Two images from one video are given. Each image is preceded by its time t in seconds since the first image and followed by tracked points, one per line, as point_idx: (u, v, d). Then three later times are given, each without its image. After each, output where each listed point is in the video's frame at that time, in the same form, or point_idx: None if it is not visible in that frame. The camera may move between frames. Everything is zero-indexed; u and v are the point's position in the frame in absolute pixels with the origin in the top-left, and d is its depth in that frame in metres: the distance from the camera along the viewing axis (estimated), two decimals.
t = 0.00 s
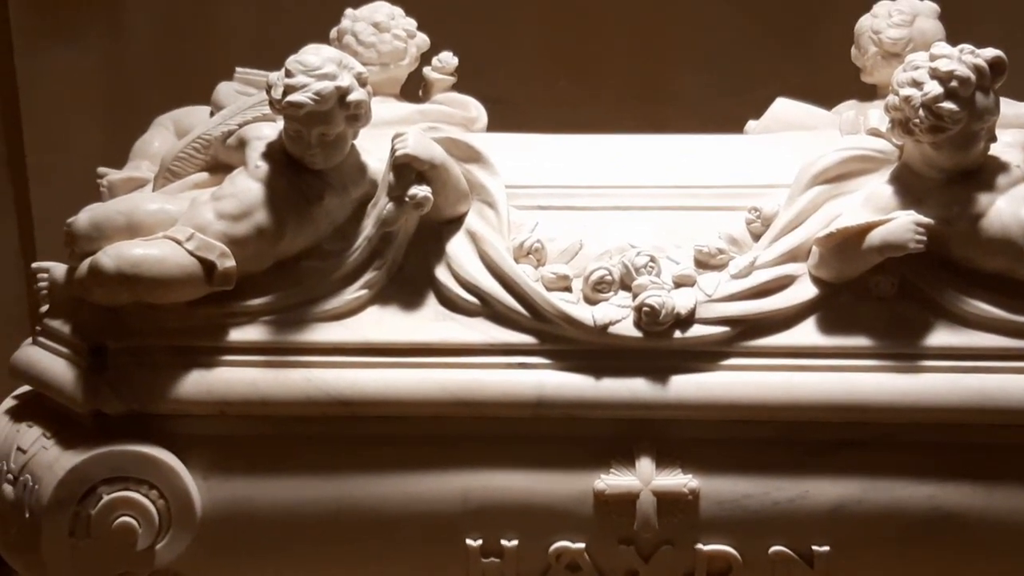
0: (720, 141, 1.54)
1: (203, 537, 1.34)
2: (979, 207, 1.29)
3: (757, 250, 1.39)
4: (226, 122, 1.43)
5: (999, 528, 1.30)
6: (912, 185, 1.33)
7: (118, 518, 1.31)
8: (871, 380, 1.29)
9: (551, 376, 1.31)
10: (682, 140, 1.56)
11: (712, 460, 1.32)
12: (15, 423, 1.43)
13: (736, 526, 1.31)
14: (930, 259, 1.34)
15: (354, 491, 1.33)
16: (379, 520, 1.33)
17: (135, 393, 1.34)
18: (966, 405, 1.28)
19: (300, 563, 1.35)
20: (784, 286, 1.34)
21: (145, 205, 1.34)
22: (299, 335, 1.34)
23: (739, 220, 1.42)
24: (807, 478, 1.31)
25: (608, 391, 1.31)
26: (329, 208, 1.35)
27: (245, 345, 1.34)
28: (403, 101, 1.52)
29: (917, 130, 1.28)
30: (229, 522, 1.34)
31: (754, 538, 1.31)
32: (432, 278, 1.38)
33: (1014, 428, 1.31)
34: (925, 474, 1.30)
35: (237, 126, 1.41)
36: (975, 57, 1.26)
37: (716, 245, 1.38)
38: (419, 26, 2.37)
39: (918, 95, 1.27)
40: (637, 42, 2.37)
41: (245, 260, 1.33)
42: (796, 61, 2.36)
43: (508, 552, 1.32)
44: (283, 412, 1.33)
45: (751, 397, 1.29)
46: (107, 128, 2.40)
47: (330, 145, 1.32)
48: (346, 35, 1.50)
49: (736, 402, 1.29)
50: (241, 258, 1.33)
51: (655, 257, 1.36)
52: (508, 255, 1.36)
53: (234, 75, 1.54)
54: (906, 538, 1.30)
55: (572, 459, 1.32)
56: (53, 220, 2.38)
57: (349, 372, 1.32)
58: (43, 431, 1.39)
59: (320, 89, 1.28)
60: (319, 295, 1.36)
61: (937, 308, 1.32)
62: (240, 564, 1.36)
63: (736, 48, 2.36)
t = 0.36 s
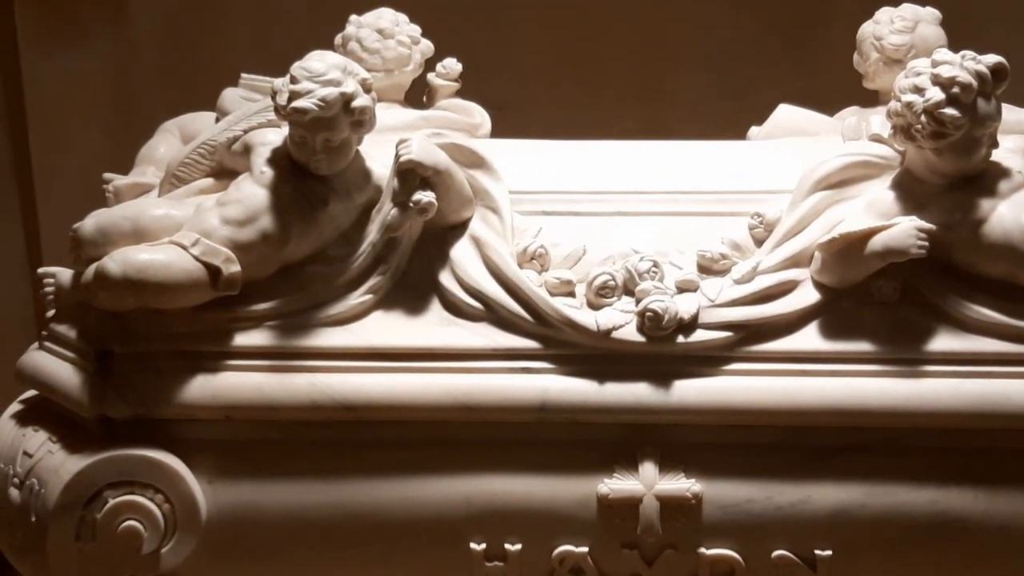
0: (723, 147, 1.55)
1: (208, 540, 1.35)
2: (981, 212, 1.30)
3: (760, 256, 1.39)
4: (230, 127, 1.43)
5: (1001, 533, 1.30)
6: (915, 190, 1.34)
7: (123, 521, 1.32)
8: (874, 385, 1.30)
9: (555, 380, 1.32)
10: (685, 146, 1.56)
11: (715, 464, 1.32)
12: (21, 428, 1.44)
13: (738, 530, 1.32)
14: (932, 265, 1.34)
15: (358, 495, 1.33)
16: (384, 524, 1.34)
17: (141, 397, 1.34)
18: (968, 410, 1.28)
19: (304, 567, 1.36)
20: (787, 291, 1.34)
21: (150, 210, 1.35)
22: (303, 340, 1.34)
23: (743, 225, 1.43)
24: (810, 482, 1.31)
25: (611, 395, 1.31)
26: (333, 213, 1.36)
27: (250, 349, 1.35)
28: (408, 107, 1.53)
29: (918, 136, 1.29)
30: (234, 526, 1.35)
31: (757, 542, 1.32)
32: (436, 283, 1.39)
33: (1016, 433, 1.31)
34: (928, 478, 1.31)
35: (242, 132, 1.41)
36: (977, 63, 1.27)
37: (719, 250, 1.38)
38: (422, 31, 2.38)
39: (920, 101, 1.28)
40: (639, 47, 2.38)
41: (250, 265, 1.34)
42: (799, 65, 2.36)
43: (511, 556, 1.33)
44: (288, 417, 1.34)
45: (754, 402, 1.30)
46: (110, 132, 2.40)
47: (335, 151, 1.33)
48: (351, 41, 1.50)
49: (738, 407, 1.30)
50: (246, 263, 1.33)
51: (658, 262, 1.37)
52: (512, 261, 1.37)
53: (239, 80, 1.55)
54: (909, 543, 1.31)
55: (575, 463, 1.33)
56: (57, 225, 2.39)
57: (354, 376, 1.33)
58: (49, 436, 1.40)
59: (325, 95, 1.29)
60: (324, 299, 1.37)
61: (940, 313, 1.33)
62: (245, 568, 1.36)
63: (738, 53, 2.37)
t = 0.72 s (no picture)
0: (724, 154, 1.55)
1: (209, 547, 1.35)
2: (981, 219, 1.30)
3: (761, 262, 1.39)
4: (231, 134, 1.43)
5: (1001, 539, 1.30)
6: (915, 196, 1.34)
7: (124, 528, 1.32)
8: (874, 391, 1.30)
9: (556, 387, 1.32)
10: (686, 152, 1.56)
11: (716, 471, 1.32)
12: (20, 434, 1.44)
13: (739, 536, 1.32)
14: (933, 271, 1.34)
15: (358, 502, 1.33)
16: (385, 531, 1.34)
17: (141, 404, 1.34)
18: (969, 417, 1.28)
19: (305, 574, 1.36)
20: (787, 297, 1.34)
21: (150, 216, 1.35)
22: (304, 346, 1.34)
23: (743, 232, 1.43)
24: (811, 489, 1.31)
25: (612, 402, 1.31)
26: (334, 220, 1.36)
27: (251, 356, 1.35)
28: (408, 114, 1.53)
29: (919, 142, 1.29)
30: (235, 533, 1.35)
31: (758, 549, 1.32)
32: (436, 289, 1.38)
33: (1017, 439, 1.31)
34: (929, 485, 1.31)
35: (242, 138, 1.42)
36: (978, 70, 1.27)
37: (720, 257, 1.38)
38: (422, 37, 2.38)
39: (921, 108, 1.28)
40: (639, 52, 2.38)
41: (251, 271, 1.34)
42: (798, 70, 2.36)
43: (512, 562, 1.33)
44: (288, 424, 1.34)
45: (755, 408, 1.30)
46: (110, 138, 2.41)
47: (335, 157, 1.33)
48: (351, 47, 1.50)
49: (739, 414, 1.30)
50: (246, 270, 1.33)
51: (659, 269, 1.37)
52: (513, 267, 1.37)
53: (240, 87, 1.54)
54: (910, 549, 1.30)
55: (576, 470, 1.33)
56: (57, 230, 2.39)
57: (355, 383, 1.33)
58: (49, 442, 1.40)
59: (325, 101, 1.29)
60: (325, 306, 1.37)
61: (940, 319, 1.33)
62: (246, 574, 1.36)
63: (738, 58, 2.37)
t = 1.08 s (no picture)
0: (715, 158, 1.55)
1: (199, 552, 1.35)
2: (971, 224, 1.30)
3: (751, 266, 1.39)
4: (221, 137, 1.43)
5: (990, 543, 1.30)
6: (906, 201, 1.34)
7: (113, 533, 1.31)
8: (865, 395, 1.30)
9: (547, 391, 1.32)
10: (677, 157, 1.56)
11: (706, 475, 1.33)
12: (9, 439, 1.44)
13: (730, 541, 1.32)
14: (922, 276, 1.34)
15: (349, 507, 1.33)
16: (376, 536, 1.34)
17: (131, 409, 1.34)
18: (959, 421, 1.29)
19: None
20: (777, 301, 1.35)
21: (141, 220, 1.35)
22: (294, 351, 1.34)
23: (734, 236, 1.43)
24: (802, 493, 1.31)
25: (603, 407, 1.31)
26: (325, 223, 1.35)
27: (242, 360, 1.35)
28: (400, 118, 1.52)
29: (909, 147, 1.29)
30: (225, 539, 1.34)
31: (749, 553, 1.32)
32: (427, 294, 1.38)
33: (1007, 444, 1.31)
34: (920, 489, 1.31)
35: (233, 142, 1.41)
36: (967, 75, 1.27)
37: (711, 261, 1.38)
38: (413, 40, 2.38)
39: (911, 113, 1.28)
40: (631, 55, 2.38)
41: (242, 275, 1.33)
42: (790, 73, 2.37)
43: (503, 567, 1.33)
44: (279, 428, 1.33)
45: (745, 413, 1.30)
46: (101, 141, 2.40)
47: (326, 161, 1.33)
48: (342, 51, 1.50)
49: (730, 418, 1.30)
50: (236, 274, 1.33)
51: (650, 273, 1.37)
52: (504, 271, 1.37)
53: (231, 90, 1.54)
54: (900, 554, 1.31)
55: (568, 474, 1.33)
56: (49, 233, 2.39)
57: (346, 388, 1.33)
58: (38, 447, 1.40)
59: (316, 105, 1.29)
60: (316, 309, 1.36)
61: (930, 324, 1.33)
62: None
63: (729, 61, 2.37)
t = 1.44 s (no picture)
0: (701, 162, 1.55)
1: (182, 556, 1.34)
2: (956, 228, 1.30)
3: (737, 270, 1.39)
4: (206, 139, 1.42)
5: (974, 547, 1.31)
6: (890, 205, 1.34)
7: (96, 537, 1.31)
8: (849, 399, 1.30)
9: (532, 395, 1.32)
10: (662, 160, 1.56)
11: (691, 479, 1.33)
12: None
13: (715, 544, 1.32)
14: (907, 280, 1.35)
15: (334, 511, 1.33)
16: (360, 540, 1.33)
17: (115, 412, 1.33)
18: (944, 425, 1.29)
19: None
20: (763, 305, 1.34)
21: (124, 223, 1.34)
22: (278, 354, 1.34)
23: (720, 240, 1.42)
24: (787, 497, 1.32)
25: (588, 410, 1.31)
26: (309, 226, 1.35)
27: (226, 363, 1.34)
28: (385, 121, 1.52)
29: (894, 152, 1.30)
30: (209, 543, 1.34)
31: (733, 556, 1.32)
32: (412, 297, 1.38)
33: (990, 447, 1.32)
34: (903, 493, 1.31)
35: (217, 145, 1.40)
36: (952, 79, 1.28)
37: (696, 265, 1.38)
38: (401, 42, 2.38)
39: (896, 117, 1.28)
40: (618, 58, 2.38)
41: (226, 278, 1.33)
42: (777, 77, 2.37)
43: (487, 571, 1.33)
44: (264, 432, 1.33)
45: (730, 416, 1.30)
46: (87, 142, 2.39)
47: (312, 164, 1.32)
48: (327, 54, 1.49)
49: (715, 422, 1.30)
50: (220, 277, 1.32)
51: (635, 277, 1.37)
52: (489, 274, 1.36)
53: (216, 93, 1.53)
54: (884, 557, 1.31)
55: (552, 478, 1.33)
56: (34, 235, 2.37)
57: (330, 392, 1.33)
58: (20, 451, 1.39)
59: (301, 108, 1.28)
60: (300, 313, 1.36)
61: (915, 328, 1.33)
62: None
63: (717, 64, 2.37)
